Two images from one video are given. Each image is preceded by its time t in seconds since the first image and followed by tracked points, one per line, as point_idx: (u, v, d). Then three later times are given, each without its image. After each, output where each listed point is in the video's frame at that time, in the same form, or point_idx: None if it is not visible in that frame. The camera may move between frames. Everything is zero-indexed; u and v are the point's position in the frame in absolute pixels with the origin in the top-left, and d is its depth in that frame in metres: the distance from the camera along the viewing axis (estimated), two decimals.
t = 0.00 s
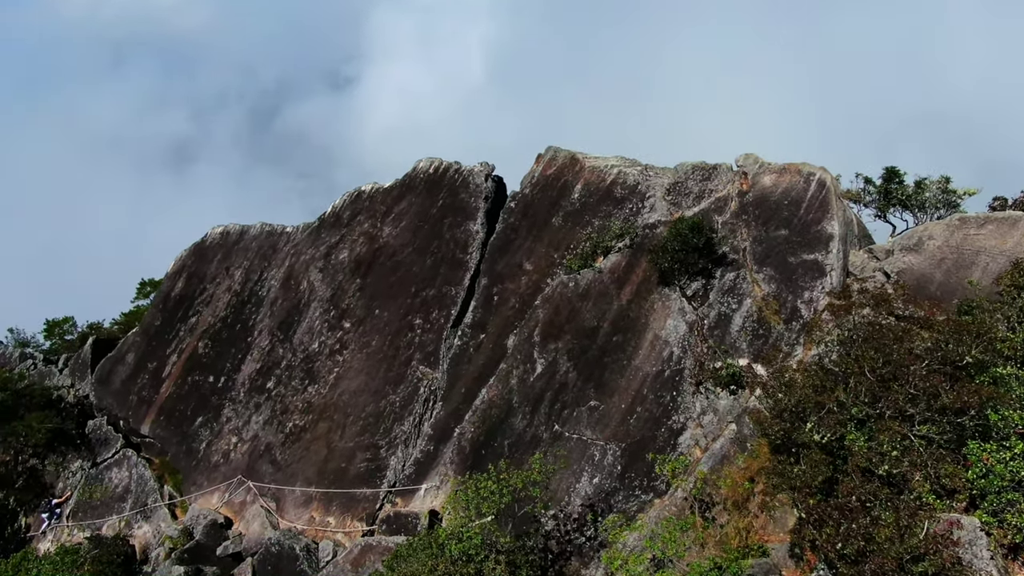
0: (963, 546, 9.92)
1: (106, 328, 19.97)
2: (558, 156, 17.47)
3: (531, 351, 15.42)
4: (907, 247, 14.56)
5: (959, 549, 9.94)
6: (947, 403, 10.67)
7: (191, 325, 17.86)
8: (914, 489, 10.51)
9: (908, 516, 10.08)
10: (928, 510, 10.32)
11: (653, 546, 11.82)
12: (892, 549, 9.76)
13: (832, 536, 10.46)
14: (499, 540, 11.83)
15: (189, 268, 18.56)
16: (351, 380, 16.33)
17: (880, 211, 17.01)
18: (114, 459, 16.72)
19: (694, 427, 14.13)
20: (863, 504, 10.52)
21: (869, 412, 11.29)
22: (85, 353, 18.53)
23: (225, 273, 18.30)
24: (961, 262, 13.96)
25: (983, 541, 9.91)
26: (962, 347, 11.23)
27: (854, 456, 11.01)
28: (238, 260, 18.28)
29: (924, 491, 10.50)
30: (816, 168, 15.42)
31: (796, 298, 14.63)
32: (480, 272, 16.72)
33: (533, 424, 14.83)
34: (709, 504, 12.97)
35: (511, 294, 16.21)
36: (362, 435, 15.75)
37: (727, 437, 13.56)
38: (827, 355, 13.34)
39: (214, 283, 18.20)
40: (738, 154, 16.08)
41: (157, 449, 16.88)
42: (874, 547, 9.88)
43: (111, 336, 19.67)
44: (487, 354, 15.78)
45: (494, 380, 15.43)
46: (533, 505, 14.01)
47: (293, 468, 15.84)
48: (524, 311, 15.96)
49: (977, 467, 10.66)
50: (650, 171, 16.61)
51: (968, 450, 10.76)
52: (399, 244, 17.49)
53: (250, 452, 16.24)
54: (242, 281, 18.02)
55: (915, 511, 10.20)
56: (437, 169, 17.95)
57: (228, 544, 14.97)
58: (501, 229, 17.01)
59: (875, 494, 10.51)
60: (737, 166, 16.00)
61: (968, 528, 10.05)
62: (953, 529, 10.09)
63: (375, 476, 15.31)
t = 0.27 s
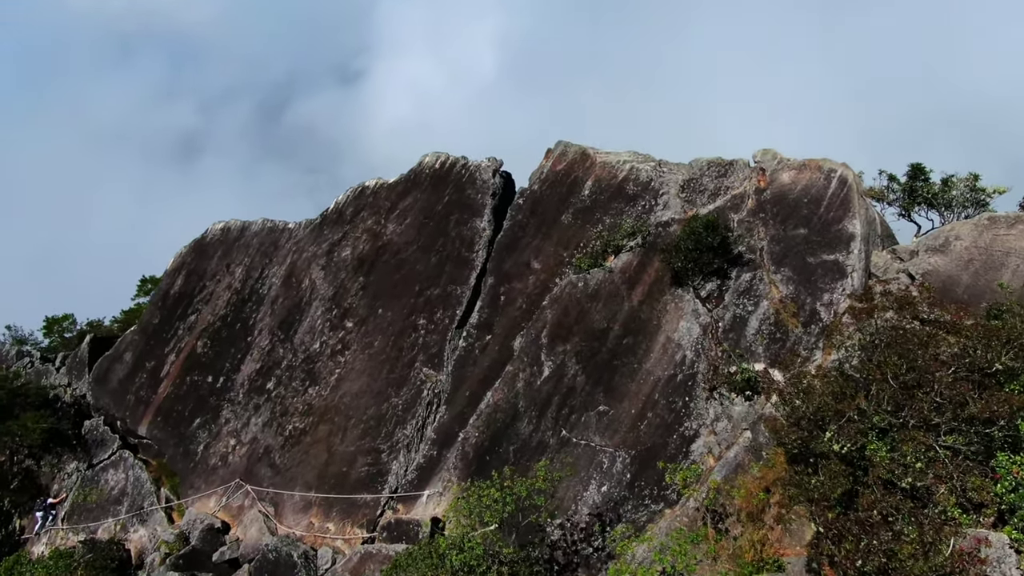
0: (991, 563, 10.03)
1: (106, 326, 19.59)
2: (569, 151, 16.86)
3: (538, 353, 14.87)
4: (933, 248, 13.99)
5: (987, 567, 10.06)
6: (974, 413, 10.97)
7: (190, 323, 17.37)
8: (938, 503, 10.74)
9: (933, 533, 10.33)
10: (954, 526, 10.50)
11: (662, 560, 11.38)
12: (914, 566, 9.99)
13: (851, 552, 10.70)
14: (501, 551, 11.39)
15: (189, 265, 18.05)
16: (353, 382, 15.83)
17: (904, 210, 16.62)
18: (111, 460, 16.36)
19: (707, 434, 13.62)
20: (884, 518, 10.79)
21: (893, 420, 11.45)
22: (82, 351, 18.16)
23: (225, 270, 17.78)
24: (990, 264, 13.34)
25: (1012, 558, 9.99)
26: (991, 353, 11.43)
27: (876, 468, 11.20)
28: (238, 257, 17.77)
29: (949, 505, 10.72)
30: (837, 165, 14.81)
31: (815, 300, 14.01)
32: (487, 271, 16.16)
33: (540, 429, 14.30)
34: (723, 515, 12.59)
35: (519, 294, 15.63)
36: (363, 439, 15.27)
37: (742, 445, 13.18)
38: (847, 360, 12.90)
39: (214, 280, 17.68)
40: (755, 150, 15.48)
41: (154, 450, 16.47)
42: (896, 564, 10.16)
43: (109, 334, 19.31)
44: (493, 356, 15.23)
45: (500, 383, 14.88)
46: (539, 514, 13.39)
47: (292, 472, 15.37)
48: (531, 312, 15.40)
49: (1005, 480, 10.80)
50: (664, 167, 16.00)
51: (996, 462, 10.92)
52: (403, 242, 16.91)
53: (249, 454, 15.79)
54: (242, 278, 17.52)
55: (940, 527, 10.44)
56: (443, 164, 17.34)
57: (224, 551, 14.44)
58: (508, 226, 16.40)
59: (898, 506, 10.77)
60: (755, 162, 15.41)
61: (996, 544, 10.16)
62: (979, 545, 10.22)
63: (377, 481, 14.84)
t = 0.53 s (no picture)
0: None
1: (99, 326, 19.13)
2: (575, 146, 16.25)
3: (541, 356, 14.32)
4: (954, 248, 13.38)
5: None
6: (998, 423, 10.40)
7: (183, 323, 16.89)
8: (960, 517, 10.22)
9: (955, 550, 9.99)
10: (977, 541, 10.15)
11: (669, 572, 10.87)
12: None
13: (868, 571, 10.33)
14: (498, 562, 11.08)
15: (182, 263, 17.57)
16: (350, 385, 15.29)
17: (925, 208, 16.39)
18: (100, 465, 15.86)
19: (716, 442, 13.03)
20: (902, 532, 10.46)
21: (913, 430, 10.96)
22: (73, 352, 17.69)
23: (219, 268, 17.25)
24: (1015, 265, 12.71)
25: None
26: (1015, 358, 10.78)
27: (894, 480, 10.63)
28: (233, 255, 17.24)
29: (971, 519, 10.17)
30: (854, 160, 14.21)
31: (831, 302, 13.41)
32: (488, 270, 15.57)
33: (543, 436, 13.74)
34: (733, 528, 12.13)
35: (521, 294, 15.05)
36: (360, 444, 14.74)
37: (753, 454, 12.63)
38: (863, 366, 12.49)
39: (208, 279, 17.18)
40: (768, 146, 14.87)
41: (146, 454, 15.98)
42: None
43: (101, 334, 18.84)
44: (495, 359, 14.68)
45: (502, 388, 14.33)
46: (539, 525, 12.93)
47: (286, 479, 14.88)
48: (534, 314, 14.83)
49: None
50: (673, 163, 15.41)
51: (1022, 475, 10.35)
52: (403, 240, 16.30)
53: (242, 460, 15.30)
54: (237, 277, 16.99)
55: (962, 543, 10.10)
56: (444, 160, 16.70)
57: (216, 559, 13.95)
58: (511, 224, 15.81)
59: (918, 521, 10.35)
60: (768, 158, 14.80)
61: None
62: (1007, 564, 9.96)
63: (373, 488, 14.32)
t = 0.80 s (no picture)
0: None
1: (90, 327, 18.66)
2: (578, 142, 15.66)
3: (543, 360, 13.78)
4: (975, 249, 12.80)
5: None
6: None
7: (173, 324, 16.39)
8: (981, 533, 9.82)
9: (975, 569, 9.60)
10: (1000, 559, 9.71)
11: None
12: None
13: None
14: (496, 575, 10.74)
15: (173, 263, 17.08)
16: (344, 389, 14.77)
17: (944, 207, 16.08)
18: (88, 470, 15.41)
19: (724, 450, 12.48)
20: (921, 549, 10.07)
21: (931, 442, 10.37)
22: (61, 353, 17.24)
23: (212, 267, 16.74)
24: None
25: None
26: None
27: (912, 494, 10.22)
28: (225, 254, 16.72)
29: (993, 535, 9.76)
30: (869, 157, 13.61)
31: (845, 305, 12.81)
32: (488, 270, 15.01)
33: (543, 443, 13.20)
34: (742, 541, 11.57)
35: (522, 296, 14.50)
36: (354, 450, 14.23)
37: (763, 464, 12.05)
38: (878, 373, 11.90)
39: (200, 279, 16.67)
40: (780, 141, 14.30)
41: (134, 459, 15.49)
42: None
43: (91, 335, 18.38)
44: (494, 362, 14.14)
45: (501, 393, 13.80)
46: (538, 537, 12.35)
47: (278, 486, 14.39)
48: (535, 316, 14.28)
49: None
50: (680, 159, 14.84)
51: None
52: (399, 239, 15.70)
53: (233, 466, 14.81)
54: (230, 277, 16.48)
55: (983, 562, 9.68)
56: (443, 156, 16.09)
57: (205, 568, 13.47)
58: (512, 223, 15.23)
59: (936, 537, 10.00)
60: (779, 154, 14.21)
61: None
62: None
63: (368, 496, 13.81)
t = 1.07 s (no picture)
0: None
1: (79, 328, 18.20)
2: (580, 136, 15.04)
3: (542, 364, 13.23)
4: (994, 250, 12.26)
5: None
6: None
7: (161, 326, 15.89)
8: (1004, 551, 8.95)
9: None
10: None
11: None
12: None
13: None
14: None
15: (162, 262, 16.56)
16: (337, 394, 14.25)
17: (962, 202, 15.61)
18: (73, 477, 14.95)
19: (732, 460, 11.93)
20: (940, 567, 9.48)
21: (949, 453, 9.77)
22: (47, 356, 16.78)
23: (201, 267, 16.22)
24: None
25: None
26: None
27: (929, 508, 9.56)
28: (215, 253, 16.19)
29: (1016, 553, 8.91)
30: (884, 152, 13.04)
31: (858, 308, 12.25)
32: (486, 270, 14.46)
33: (543, 451, 12.68)
34: (750, 555, 11.09)
35: (521, 297, 13.96)
36: (347, 457, 13.72)
37: (772, 474, 11.51)
38: (892, 380, 11.36)
39: (189, 279, 16.16)
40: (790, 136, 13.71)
41: (121, 466, 15.01)
42: None
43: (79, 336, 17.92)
44: (492, 367, 13.62)
45: (499, 398, 13.27)
46: (535, 552, 11.97)
47: (268, 494, 13.89)
48: (535, 318, 13.74)
49: None
50: (686, 155, 14.25)
51: None
52: (394, 238, 15.13)
53: (222, 473, 14.32)
54: (219, 277, 15.96)
55: None
56: (440, 151, 15.47)
57: None
58: (511, 221, 14.65)
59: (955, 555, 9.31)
60: (789, 149, 13.63)
61: None
62: None
63: (361, 506, 13.30)
